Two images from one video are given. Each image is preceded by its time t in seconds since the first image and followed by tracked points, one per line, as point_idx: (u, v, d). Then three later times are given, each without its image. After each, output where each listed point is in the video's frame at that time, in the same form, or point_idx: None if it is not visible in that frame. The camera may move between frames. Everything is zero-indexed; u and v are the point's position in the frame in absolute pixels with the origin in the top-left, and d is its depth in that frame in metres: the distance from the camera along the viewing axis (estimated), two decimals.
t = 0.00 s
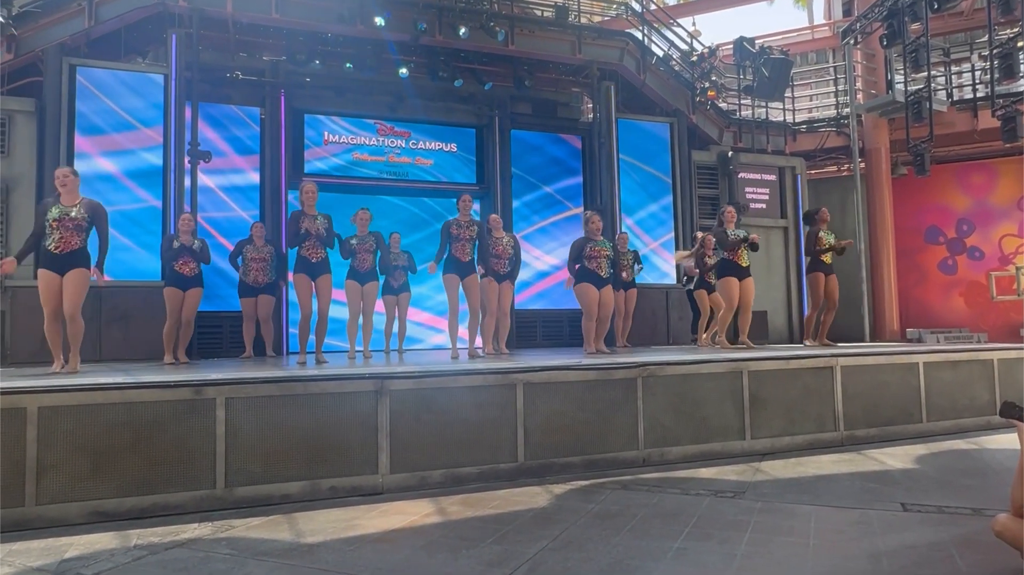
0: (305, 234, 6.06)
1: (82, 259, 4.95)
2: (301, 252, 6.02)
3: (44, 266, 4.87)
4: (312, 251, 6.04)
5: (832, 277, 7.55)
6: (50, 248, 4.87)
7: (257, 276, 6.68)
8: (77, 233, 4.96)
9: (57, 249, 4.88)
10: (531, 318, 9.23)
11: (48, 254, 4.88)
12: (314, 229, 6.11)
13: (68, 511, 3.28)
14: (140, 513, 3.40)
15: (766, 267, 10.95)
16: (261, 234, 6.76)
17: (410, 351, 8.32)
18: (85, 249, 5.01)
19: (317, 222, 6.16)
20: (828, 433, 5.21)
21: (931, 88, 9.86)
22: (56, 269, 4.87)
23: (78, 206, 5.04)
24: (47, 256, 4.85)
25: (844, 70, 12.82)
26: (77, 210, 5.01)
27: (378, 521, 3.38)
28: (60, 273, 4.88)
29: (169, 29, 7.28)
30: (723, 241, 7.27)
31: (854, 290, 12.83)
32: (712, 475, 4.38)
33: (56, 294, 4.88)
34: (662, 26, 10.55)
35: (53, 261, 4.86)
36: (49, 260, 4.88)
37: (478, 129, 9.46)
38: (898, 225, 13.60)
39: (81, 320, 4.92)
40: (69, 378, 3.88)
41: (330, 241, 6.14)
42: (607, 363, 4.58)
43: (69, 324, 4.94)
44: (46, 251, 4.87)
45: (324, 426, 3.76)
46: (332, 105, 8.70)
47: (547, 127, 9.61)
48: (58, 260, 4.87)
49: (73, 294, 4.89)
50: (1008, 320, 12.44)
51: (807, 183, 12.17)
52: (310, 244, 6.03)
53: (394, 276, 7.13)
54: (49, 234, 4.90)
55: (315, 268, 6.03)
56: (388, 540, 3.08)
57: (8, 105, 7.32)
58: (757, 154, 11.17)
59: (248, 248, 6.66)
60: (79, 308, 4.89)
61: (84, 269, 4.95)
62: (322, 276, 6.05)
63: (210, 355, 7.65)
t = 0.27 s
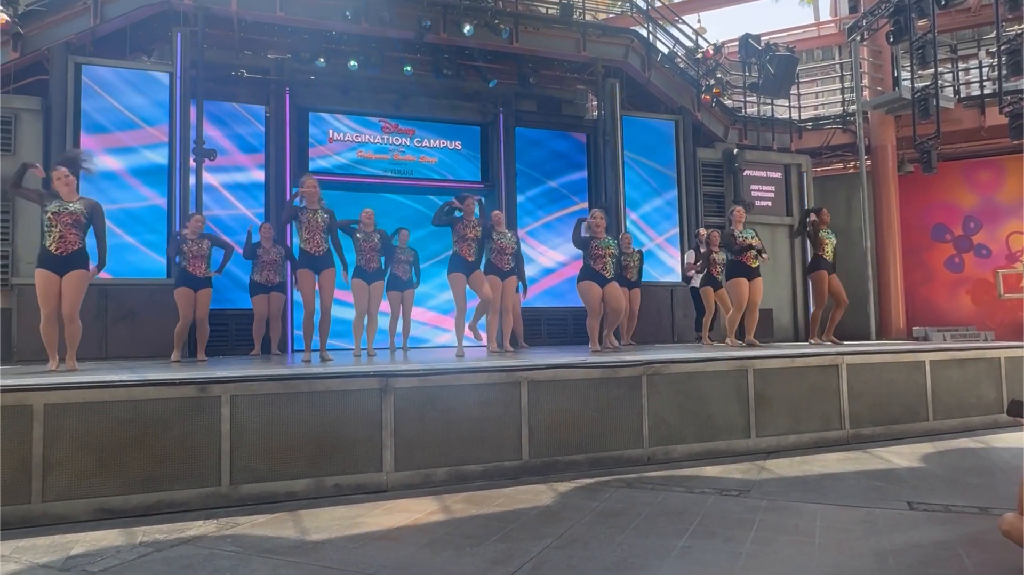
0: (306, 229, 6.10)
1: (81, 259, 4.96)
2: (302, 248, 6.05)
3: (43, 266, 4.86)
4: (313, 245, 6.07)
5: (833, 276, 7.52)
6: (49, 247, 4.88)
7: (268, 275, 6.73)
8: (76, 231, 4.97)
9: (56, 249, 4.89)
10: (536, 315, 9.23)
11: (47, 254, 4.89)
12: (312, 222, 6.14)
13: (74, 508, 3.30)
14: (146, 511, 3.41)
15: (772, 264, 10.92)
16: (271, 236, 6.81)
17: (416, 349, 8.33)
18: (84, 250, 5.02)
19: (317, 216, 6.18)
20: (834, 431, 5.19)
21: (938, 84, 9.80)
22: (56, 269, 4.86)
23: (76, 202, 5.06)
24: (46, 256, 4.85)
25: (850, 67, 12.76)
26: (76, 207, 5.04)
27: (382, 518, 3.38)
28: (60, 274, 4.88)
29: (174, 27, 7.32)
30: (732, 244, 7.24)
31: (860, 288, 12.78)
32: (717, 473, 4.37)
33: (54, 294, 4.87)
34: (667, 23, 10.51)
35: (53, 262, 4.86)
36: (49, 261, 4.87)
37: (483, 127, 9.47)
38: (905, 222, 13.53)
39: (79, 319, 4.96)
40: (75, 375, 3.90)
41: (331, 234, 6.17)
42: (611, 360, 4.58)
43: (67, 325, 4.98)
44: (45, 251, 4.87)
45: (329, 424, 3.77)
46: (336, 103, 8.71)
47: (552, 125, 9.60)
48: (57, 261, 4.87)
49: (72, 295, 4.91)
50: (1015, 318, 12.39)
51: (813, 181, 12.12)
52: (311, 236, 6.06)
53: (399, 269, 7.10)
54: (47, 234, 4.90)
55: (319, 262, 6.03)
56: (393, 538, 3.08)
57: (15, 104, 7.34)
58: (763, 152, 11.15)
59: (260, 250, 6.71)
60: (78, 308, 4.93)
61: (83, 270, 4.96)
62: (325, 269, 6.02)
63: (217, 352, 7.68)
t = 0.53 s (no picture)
0: (314, 230, 6.11)
1: (87, 260, 4.99)
2: (309, 248, 6.07)
3: (49, 267, 4.90)
4: (321, 246, 6.08)
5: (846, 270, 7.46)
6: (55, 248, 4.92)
7: (274, 270, 6.75)
8: (81, 232, 5.00)
9: (61, 248, 4.92)
10: (543, 313, 9.22)
11: (53, 254, 4.92)
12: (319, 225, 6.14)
13: (84, 505, 3.32)
14: (154, 508, 3.43)
15: (779, 263, 10.88)
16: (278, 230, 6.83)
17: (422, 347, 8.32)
18: (89, 250, 5.04)
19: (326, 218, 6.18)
20: (842, 430, 5.17)
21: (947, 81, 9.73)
22: (62, 270, 4.89)
23: (83, 203, 5.10)
24: (51, 255, 4.88)
25: (858, 64, 12.68)
26: (82, 209, 5.07)
27: (389, 516, 3.39)
28: (65, 274, 4.90)
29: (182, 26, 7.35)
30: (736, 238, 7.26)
31: (868, 286, 12.71)
32: (724, 472, 4.36)
33: (61, 295, 4.91)
34: (674, 20, 10.48)
35: (59, 262, 4.90)
36: (54, 263, 4.91)
37: (489, 125, 9.46)
38: (913, 220, 13.46)
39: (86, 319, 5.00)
40: (84, 373, 3.92)
41: (339, 234, 6.16)
42: (618, 359, 4.57)
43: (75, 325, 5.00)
44: (50, 250, 4.90)
45: (336, 422, 3.78)
46: (343, 101, 8.72)
47: (558, 123, 9.59)
48: (62, 261, 4.90)
49: (78, 295, 4.92)
50: None
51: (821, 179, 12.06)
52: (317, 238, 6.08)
53: (404, 272, 7.13)
54: (53, 233, 4.94)
55: (324, 263, 6.06)
56: (400, 536, 3.09)
57: (25, 103, 7.40)
58: (770, 149, 11.11)
59: (265, 243, 6.74)
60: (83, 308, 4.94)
61: (88, 270, 4.97)
62: (331, 270, 6.06)
63: (224, 351, 7.71)
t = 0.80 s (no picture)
0: (316, 232, 6.12)
1: (97, 267, 5.01)
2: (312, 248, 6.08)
3: (59, 274, 4.93)
4: (324, 246, 6.10)
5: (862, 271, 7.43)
6: (61, 257, 4.95)
7: (280, 267, 6.77)
8: (86, 242, 5.02)
9: (67, 258, 4.95)
10: (548, 311, 9.23)
11: (59, 263, 4.95)
12: (321, 227, 6.16)
13: (92, 502, 3.34)
14: (161, 505, 3.45)
15: (786, 260, 10.85)
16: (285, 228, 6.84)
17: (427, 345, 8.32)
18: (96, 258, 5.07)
19: (328, 220, 6.20)
20: (848, 428, 5.15)
21: (955, 78, 9.67)
22: (72, 277, 4.93)
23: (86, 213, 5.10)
24: (58, 265, 4.92)
25: (865, 61, 12.62)
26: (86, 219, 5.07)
27: (395, 514, 3.40)
28: (74, 282, 4.93)
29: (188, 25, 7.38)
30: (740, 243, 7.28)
31: (874, 284, 12.66)
32: (730, 470, 4.35)
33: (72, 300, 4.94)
34: (680, 18, 10.45)
35: (67, 270, 4.93)
36: (63, 269, 4.94)
37: (495, 123, 9.46)
38: (921, 218, 13.39)
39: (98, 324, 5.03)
40: (92, 371, 3.94)
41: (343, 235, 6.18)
42: (623, 357, 4.57)
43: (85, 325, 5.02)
44: (57, 260, 4.94)
45: (342, 420, 3.79)
46: (348, 99, 8.73)
47: (564, 121, 9.58)
48: (69, 269, 4.93)
49: (90, 297, 4.95)
50: None
51: (828, 176, 12.01)
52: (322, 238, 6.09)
53: (410, 271, 7.15)
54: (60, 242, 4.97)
55: (330, 263, 6.06)
56: (406, 533, 3.09)
57: (33, 102, 7.43)
58: (776, 147, 11.08)
59: (271, 242, 6.74)
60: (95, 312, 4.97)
61: (98, 275, 5.00)
62: (336, 270, 6.06)
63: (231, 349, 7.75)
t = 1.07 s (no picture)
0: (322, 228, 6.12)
1: (103, 248, 5.04)
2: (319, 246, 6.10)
3: (64, 253, 4.93)
4: (330, 242, 6.11)
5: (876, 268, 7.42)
6: (69, 232, 4.98)
7: (287, 263, 6.76)
8: (97, 220, 5.05)
9: (77, 235, 4.97)
10: (554, 310, 9.22)
11: (67, 238, 4.96)
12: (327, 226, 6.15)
13: (100, 498, 3.36)
14: (169, 501, 3.47)
15: (793, 258, 10.80)
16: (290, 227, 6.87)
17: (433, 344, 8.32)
18: (104, 238, 5.10)
19: (333, 217, 6.21)
20: (855, 426, 5.13)
21: (964, 75, 9.60)
22: (78, 257, 4.93)
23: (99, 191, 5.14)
24: (68, 240, 4.94)
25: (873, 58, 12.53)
26: (99, 198, 5.10)
27: (401, 511, 3.41)
28: (82, 264, 4.94)
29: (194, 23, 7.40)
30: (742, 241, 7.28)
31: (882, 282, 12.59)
32: (736, 469, 4.34)
33: (77, 282, 4.94)
34: (686, 14, 10.40)
35: (74, 249, 4.94)
36: (70, 249, 4.95)
37: (500, 121, 9.44)
38: (929, 215, 13.32)
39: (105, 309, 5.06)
40: (100, 367, 3.96)
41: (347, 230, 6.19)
42: (629, 355, 4.56)
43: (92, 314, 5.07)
44: (66, 236, 4.95)
45: (349, 417, 3.80)
46: (353, 98, 8.73)
47: (569, 118, 9.57)
48: (76, 246, 4.95)
49: (95, 284, 4.96)
50: None
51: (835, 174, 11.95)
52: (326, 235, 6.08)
53: (416, 268, 7.17)
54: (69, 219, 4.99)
55: (336, 258, 6.06)
56: (412, 530, 3.10)
57: (41, 100, 7.47)
58: (783, 144, 11.03)
59: (277, 240, 6.77)
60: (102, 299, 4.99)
61: (103, 259, 5.02)
62: (342, 266, 6.08)
63: (238, 346, 7.78)
